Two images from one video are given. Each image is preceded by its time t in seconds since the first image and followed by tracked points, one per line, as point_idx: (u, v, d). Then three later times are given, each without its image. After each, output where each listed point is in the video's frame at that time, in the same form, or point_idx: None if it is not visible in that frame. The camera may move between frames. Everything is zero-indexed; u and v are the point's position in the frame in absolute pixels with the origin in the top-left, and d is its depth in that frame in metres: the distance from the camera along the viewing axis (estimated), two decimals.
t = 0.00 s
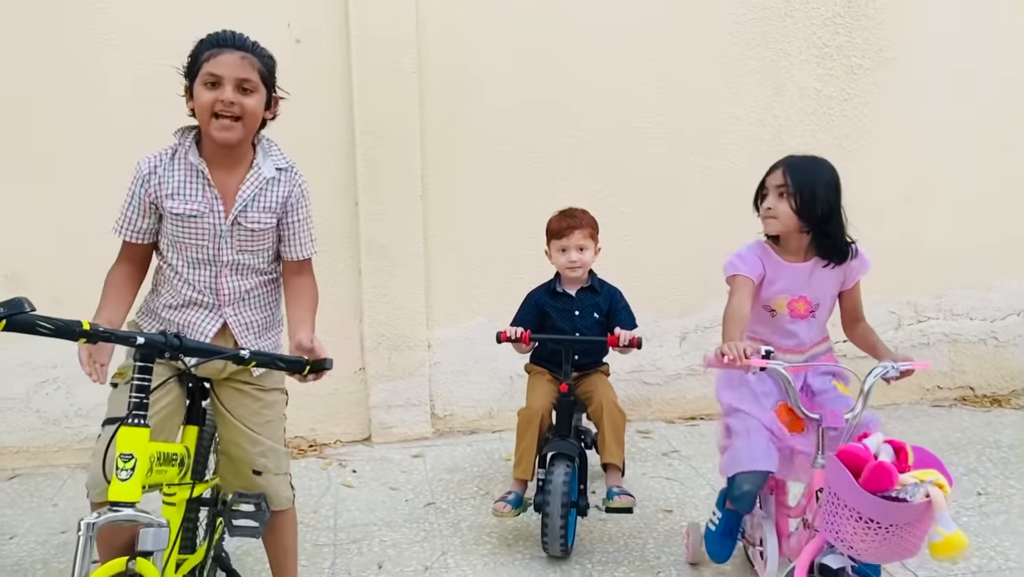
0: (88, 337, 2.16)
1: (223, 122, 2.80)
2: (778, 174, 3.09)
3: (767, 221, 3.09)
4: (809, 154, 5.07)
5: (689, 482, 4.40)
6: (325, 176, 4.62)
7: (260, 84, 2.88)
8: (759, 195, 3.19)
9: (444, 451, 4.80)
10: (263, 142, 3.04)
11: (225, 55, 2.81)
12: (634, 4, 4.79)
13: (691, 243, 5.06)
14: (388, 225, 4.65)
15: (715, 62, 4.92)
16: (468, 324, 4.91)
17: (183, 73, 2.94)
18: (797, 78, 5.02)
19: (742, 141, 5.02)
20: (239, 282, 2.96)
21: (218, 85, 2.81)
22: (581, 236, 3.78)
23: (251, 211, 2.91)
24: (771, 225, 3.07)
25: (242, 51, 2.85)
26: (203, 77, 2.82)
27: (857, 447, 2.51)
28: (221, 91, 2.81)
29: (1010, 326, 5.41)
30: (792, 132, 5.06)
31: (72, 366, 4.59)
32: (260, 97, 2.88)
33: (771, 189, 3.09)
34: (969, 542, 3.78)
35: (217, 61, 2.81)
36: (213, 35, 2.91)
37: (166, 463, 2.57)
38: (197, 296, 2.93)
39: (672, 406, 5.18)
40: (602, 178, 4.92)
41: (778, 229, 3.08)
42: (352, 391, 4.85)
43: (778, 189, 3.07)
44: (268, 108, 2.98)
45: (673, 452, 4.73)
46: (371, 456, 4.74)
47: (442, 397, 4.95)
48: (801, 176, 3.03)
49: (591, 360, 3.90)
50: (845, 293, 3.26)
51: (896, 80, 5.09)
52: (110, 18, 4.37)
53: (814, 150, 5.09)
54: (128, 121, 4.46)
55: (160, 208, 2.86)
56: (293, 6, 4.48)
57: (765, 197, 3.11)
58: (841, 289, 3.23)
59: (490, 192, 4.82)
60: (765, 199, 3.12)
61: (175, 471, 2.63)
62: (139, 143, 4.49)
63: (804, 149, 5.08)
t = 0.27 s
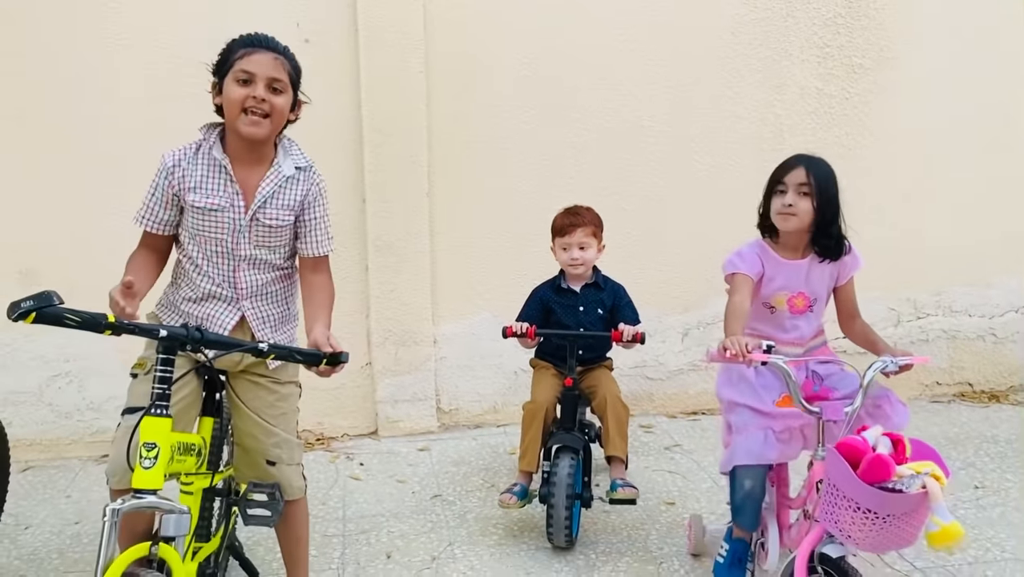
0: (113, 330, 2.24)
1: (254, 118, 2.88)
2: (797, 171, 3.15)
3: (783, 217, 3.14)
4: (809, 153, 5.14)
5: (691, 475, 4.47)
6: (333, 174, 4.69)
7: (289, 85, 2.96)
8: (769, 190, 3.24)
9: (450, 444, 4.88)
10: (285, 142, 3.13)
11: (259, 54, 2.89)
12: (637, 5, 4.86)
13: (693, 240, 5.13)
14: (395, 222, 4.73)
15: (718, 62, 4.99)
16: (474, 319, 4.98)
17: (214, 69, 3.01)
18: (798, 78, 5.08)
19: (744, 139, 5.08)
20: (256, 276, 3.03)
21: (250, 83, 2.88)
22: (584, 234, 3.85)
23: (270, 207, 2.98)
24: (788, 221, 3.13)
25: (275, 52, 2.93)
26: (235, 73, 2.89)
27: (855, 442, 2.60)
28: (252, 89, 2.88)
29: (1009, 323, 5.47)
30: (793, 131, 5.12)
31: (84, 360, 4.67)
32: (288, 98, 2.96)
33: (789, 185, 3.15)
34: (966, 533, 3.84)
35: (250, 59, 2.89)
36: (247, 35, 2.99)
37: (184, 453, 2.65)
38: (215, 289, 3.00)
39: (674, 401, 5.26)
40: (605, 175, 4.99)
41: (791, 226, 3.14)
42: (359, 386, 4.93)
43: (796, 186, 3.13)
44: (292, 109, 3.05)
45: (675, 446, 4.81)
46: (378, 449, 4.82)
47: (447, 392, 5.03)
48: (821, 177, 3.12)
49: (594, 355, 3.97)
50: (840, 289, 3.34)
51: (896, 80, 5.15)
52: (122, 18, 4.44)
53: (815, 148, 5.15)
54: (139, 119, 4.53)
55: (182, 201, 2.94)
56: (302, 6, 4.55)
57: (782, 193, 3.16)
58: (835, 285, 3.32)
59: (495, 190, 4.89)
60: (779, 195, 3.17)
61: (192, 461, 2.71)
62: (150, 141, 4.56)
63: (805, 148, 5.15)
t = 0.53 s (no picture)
0: (119, 323, 2.28)
1: (262, 121, 2.92)
2: (785, 171, 3.19)
3: (773, 216, 3.19)
4: (807, 150, 5.18)
5: (689, 468, 4.53)
6: (335, 171, 4.73)
7: (296, 88, 3.00)
8: (756, 190, 3.29)
9: (450, 438, 4.93)
10: (290, 141, 3.15)
11: (267, 59, 2.93)
12: (637, 4, 4.90)
13: (691, 237, 5.17)
14: (397, 218, 4.77)
15: (717, 60, 5.04)
16: (474, 315, 5.03)
17: (223, 70, 3.05)
18: (796, 76, 5.13)
19: (743, 137, 5.13)
20: (262, 273, 3.09)
21: (257, 87, 2.92)
22: (583, 230, 3.89)
23: (276, 206, 3.03)
24: (778, 220, 3.18)
25: (283, 56, 2.97)
26: (243, 78, 2.94)
27: (846, 434, 2.65)
28: (260, 93, 2.93)
29: (1004, 319, 5.52)
30: (792, 128, 5.17)
31: (88, 356, 4.71)
32: (294, 101, 3.01)
33: (777, 185, 3.19)
34: (960, 526, 3.89)
35: (258, 63, 2.93)
36: (256, 37, 3.03)
37: (191, 445, 2.71)
38: (222, 286, 3.06)
39: (673, 396, 5.31)
40: (605, 173, 5.03)
41: (781, 224, 3.20)
42: (361, 380, 4.97)
43: (785, 186, 3.18)
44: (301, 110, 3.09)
45: (673, 440, 4.86)
46: (379, 443, 4.87)
47: (448, 387, 5.08)
48: (808, 176, 3.18)
49: (594, 350, 4.01)
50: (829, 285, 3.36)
51: (893, 78, 5.19)
52: (127, 17, 4.48)
53: (813, 146, 5.19)
54: (143, 117, 4.57)
55: (191, 199, 2.98)
56: (305, 5, 4.59)
57: (771, 192, 3.20)
58: (824, 282, 3.34)
59: (496, 187, 4.93)
60: (768, 195, 3.21)
61: (199, 452, 2.78)
62: (154, 138, 4.60)
63: (803, 146, 5.19)
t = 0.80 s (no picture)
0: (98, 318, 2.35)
1: (252, 114, 2.94)
2: (778, 169, 3.19)
3: (768, 214, 3.19)
4: (803, 147, 5.20)
5: (684, 464, 4.55)
6: (331, 168, 4.74)
7: (288, 80, 3.02)
8: (748, 185, 3.28)
9: (447, 434, 4.95)
10: (286, 137, 3.18)
11: (259, 50, 2.95)
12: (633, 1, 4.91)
13: (687, 233, 5.19)
14: (393, 215, 4.78)
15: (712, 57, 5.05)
16: (471, 311, 5.04)
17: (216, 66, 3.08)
18: (792, 73, 5.14)
19: (739, 134, 5.14)
20: (259, 269, 3.11)
21: (250, 79, 2.94)
22: (579, 227, 3.90)
23: (272, 202, 3.04)
24: (773, 217, 3.18)
25: (275, 49, 2.99)
26: (236, 69, 2.96)
27: (818, 430, 2.69)
28: (252, 84, 2.94)
29: (999, 315, 5.55)
30: (787, 125, 5.18)
31: (85, 352, 4.72)
32: (287, 94, 3.02)
33: (771, 183, 3.19)
34: (953, 521, 3.92)
35: (251, 55, 2.95)
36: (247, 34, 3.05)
37: (186, 440, 2.72)
38: (219, 283, 3.08)
39: (669, 393, 5.32)
40: (601, 169, 5.05)
41: (775, 221, 3.20)
42: (357, 377, 4.99)
43: (778, 184, 3.18)
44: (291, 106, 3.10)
45: (669, 436, 4.88)
46: (376, 439, 4.88)
47: (445, 383, 5.09)
48: (799, 173, 3.19)
49: (589, 346, 4.02)
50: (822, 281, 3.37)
51: (889, 75, 5.21)
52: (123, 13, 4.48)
53: (809, 143, 5.21)
54: (140, 114, 4.58)
55: (189, 195, 3.01)
56: (301, 2, 4.60)
57: (765, 191, 3.20)
58: (815, 279, 3.36)
59: (492, 183, 4.94)
60: (762, 193, 3.20)
61: (194, 448, 2.79)
62: (151, 135, 4.61)
63: (799, 143, 5.21)
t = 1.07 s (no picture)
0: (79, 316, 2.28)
1: (243, 112, 2.93)
2: (771, 167, 3.23)
3: (766, 211, 3.20)
4: (798, 146, 5.21)
5: (680, 462, 4.57)
6: (328, 167, 4.75)
7: (279, 83, 3.02)
8: (741, 187, 3.31)
9: (443, 433, 4.96)
10: (273, 137, 3.17)
11: (251, 53, 2.96)
12: (629, 0, 4.92)
13: (683, 232, 5.20)
14: (389, 214, 4.79)
15: (708, 57, 5.06)
16: (467, 310, 5.06)
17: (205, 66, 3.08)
18: (787, 73, 5.15)
19: (734, 133, 5.16)
20: (253, 268, 3.12)
21: (242, 79, 2.94)
22: (574, 226, 3.91)
23: (262, 202, 3.05)
24: (772, 214, 3.19)
25: (267, 52, 3.00)
26: (227, 69, 2.95)
27: (808, 429, 2.69)
28: (243, 85, 2.94)
29: (993, 313, 5.57)
30: (783, 124, 5.20)
31: (82, 351, 4.73)
32: (277, 98, 3.03)
33: (766, 182, 3.22)
34: (946, 518, 3.94)
35: (243, 57, 2.95)
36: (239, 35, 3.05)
37: (182, 438, 2.73)
38: (214, 283, 3.10)
39: (665, 391, 5.34)
40: (597, 168, 5.06)
41: (774, 218, 3.22)
42: (354, 375, 5.00)
43: (774, 182, 3.21)
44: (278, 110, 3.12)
45: (665, 435, 4.90)
46: (372, 437, 4.90)
47: (441, 381, 5.11)
48: (793, 171, 3.24)
49: (585, 345, 4.04)
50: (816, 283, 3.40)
51: (884, 74, 5.22)
52: (120, 13, 4.49)
53: (804, 142, 5.23)
54: (137, 113, 4.59)
55: (180, 196, 3.01)
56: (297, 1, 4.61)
57: (760, 189, 3.22)
58: (809, 280, 3.39)
59: (488, 183, 4.96)
60: (758, 191, 3.23)
61: (190, 446, 2.80)
62: (148, 134, 4.62)
63: (794, 142, 5.23)
